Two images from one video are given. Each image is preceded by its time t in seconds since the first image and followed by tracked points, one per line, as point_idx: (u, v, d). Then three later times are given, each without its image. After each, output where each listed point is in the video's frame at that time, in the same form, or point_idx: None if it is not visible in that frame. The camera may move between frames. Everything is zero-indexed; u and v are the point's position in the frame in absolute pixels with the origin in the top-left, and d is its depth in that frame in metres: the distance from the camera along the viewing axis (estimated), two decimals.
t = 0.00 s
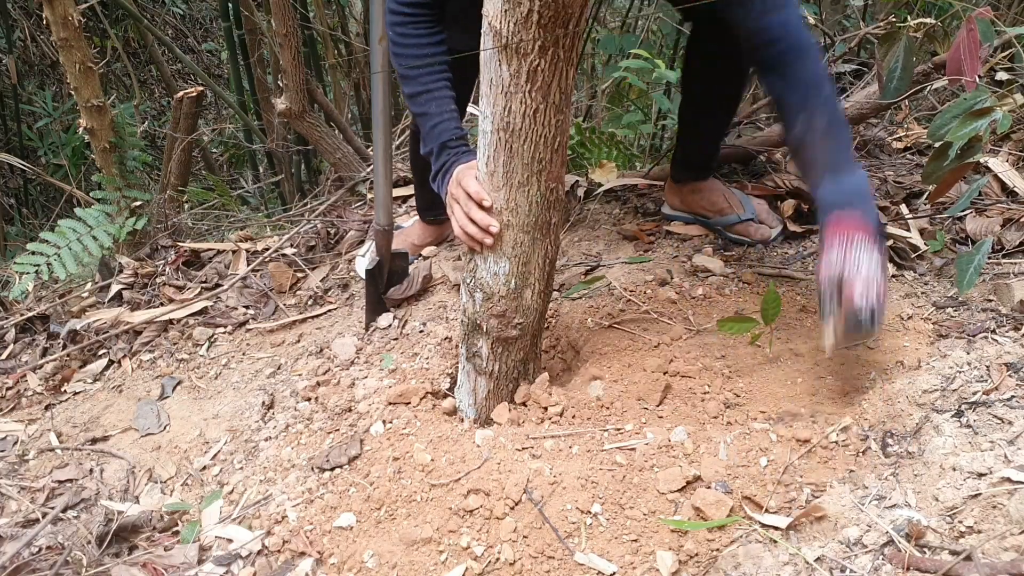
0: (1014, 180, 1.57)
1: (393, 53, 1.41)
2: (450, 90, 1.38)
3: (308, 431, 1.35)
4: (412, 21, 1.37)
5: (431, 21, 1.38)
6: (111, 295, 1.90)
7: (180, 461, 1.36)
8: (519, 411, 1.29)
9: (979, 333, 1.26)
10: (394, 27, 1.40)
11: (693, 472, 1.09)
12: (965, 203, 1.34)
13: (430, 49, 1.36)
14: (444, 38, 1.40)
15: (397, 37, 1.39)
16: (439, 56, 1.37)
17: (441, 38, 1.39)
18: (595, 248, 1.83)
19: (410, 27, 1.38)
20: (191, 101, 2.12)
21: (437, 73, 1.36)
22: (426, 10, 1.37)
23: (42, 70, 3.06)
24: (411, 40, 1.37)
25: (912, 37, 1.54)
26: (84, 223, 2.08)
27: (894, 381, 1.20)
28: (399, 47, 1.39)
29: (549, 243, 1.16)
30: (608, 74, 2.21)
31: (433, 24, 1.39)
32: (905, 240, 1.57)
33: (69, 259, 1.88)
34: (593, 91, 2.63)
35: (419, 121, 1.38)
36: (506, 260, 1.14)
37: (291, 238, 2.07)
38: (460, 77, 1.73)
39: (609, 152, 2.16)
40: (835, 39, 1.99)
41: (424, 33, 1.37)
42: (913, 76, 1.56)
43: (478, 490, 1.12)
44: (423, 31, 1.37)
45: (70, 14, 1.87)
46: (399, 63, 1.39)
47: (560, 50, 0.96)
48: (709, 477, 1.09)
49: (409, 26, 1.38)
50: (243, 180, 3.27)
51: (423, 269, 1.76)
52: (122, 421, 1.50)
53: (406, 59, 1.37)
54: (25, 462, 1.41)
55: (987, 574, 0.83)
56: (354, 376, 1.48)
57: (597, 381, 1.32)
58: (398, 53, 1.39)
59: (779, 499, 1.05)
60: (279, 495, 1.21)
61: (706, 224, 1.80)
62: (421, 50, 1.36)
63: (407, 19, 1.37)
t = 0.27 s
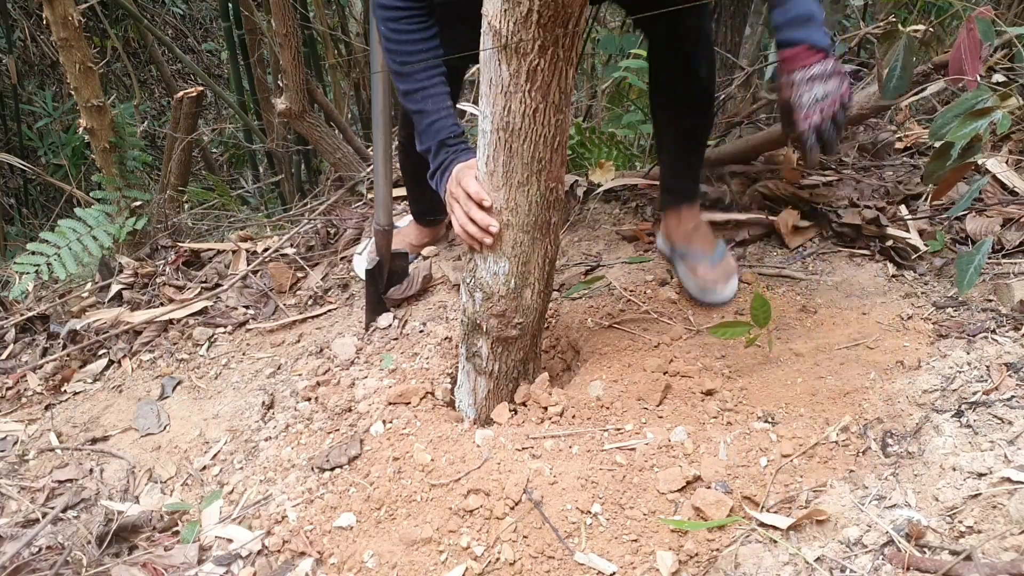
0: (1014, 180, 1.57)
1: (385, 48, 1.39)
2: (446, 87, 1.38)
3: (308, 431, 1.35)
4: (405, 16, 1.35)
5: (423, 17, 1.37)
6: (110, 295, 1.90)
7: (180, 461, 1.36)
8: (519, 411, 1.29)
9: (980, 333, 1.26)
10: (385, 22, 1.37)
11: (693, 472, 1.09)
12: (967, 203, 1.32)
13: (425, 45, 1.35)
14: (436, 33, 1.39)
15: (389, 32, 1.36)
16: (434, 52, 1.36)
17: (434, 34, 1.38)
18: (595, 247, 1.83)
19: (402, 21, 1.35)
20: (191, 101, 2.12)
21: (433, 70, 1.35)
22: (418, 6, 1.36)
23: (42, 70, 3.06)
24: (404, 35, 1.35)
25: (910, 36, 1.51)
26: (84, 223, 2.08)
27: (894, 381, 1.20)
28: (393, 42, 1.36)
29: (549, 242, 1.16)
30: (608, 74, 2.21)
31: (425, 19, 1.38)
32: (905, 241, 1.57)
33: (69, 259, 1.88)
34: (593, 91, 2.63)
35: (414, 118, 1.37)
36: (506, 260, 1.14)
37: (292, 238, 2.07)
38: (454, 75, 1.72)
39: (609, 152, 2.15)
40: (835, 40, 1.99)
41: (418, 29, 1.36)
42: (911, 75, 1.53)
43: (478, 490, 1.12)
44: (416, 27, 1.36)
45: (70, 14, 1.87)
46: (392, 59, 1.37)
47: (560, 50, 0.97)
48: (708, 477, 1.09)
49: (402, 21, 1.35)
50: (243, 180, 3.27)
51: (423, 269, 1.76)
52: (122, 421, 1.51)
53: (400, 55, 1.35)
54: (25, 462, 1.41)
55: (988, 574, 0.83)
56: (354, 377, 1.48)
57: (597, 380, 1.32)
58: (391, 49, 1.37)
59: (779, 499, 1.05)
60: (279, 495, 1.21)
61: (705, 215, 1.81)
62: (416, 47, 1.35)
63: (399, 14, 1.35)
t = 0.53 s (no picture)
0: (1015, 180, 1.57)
1: (390, 46, 1.39)
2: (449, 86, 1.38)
3: (308, 431, 1.35)
4: (411, 14, 1.35)
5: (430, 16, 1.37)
6: (110, 295, 1.90)
7: (180, 461, 1.36)
8: (519, 411, 1.29)
9: (980, 333, 1.26)
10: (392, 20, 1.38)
11: (693, 472, 1.09)
12: (965, 203, 1.33)
13: (430, 43, 1.35)
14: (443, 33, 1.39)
15: (395, 30, 1.37)
16: (438, 51, 1.36)
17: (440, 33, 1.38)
18: (595, 247, 1.83)
19: (407, 19, 1.36)
20: (191, 101, 2.12)
21: (437, 68, 1.35)
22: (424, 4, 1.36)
23: (42, 70, 3.06)
24: (409, 33, 1.35)
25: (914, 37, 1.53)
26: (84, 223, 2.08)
27: (894, 381, 1.20)
28: (397, 39, 1.37)
29: (549, 242, 1.16)
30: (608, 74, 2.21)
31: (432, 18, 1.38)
32: (906, 241, 1.57)
33: (69, 259, 1.88)
34: (593, 91, 2.62)
35: (417, 116, 1.38)
36: (506, 260, 1.14)
37: (291, 238, 2.07)
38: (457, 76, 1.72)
39: (609, 152, 2.15)
40: (835, 40, 1.99)
41: (423, 28, 1.36)
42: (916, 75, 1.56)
43: (478, 490, 1.12)
44: (421, 25, 1.36)
45: (70, 14, 1.87)
46: (397, 56, 1.38)
47: (560, 50, 0.97)
48: (709, 477, 1.09)
49: (408, 19, 1.36)
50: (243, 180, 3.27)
51: (423, 269, 1.76)
52: (122, 421, 1.50)
53: (404, 53, 1.36)
54: (25, 462, 1.41)
55: (988, 574, 0.83)
56: (354, 377, 1.48)
57: (597, 381, 1.32)
58: (396, 47, 1.37)
59: (779, 500, 1.05)
60: (279, 495, 1.21)
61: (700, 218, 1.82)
62: (420, 44, 1.35)
63: (405, 13, 1.35)
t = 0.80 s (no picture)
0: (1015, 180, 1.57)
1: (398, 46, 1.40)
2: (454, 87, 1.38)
3: (308, 431, 1.35)
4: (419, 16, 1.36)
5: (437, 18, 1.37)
6: (110, 295, 1.90)
7: (181, 461, 1.36)
8: (519, 410, 1.29)
9: (979, 333, 1.26)
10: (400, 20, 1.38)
11: (693, 472, 1.09)
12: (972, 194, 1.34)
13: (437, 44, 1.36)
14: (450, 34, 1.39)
15: (402, 30, 1.37)
16: (445, 52, 1.37)
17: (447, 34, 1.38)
18: (596, 247, 1.83)
19: (415, 20, 1.36)
20: (191, 101, 2.12)
21: (442, 69, 1.35)
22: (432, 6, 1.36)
23: (42, 70, 3.06)
24: (417, 34, 1.36)
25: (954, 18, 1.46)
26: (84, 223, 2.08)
27: (894, 381, 1.20)
28: (405, 40, 1.37)
29: (549, 242, 1.16)
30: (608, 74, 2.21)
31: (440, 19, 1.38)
32: (906, 241, 1.57)
33: (69, 259, 1.88)
34: (593, 91, 2.62)
35: (421, 116, 1.38)
36: (506, 260, 1.14)
37: (291, 238, 2.07)
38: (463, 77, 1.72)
39: (609, 152, 2.15)
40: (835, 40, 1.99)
41: (430, 29, 1.36)
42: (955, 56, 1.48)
43: (478, 490, 1.12)
44: (429, 26, 1.36)
45: (70, 14, 1.87)
46: (404, 56, 1.38)
47: (560, 50, 0.97)
48: (708, 477, 1.09)
49: (415, 20, 1.36)
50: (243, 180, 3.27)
51: (423, 269, 1.76)
52: (122, 421, 1.51)
53: (411, 53, 1.36)
54: (25, 462, 1.41)
55: (988, 575, 0.83)
56: (354, 376, 1.48)
57: (597, 381, 1.32)
58: (404, 46, 1.38)
59: (779, 500, 1.05)
60: (279, 495, 1.21)
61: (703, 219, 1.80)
62: (426, 46, 1.36)
63: (413, 13, 1.36)
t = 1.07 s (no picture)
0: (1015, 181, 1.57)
1: (406, 45, 1.40)
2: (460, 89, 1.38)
3: (308, 431, 1.35)
4: (429, 18, 1.35)
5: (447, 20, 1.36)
6: (110, 295, 1.90)
7: (181, 461, 1.36)
8: (519, 410, 1.29)
9: (979, 333, 1.26)
10: (410, 20, 1.38)
11: (694, 472, 1.10)
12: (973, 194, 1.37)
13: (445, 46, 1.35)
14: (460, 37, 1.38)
15: (412, 31, 1.37)
16: (453, 54, 1.36)
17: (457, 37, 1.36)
18: (596, 247, 1.82)
19: (425, 22, 1.35)
20: (191, 101, 2.12)
21: (449, 71, 1.35)
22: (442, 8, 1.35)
23: (42, 70, 3.06)
24: (426, 36, 1.35)
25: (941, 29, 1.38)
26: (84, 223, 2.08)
27: (894, 381, 1.20)
28: (414, 40, 1.37)
29: (549, 242, 1.16)
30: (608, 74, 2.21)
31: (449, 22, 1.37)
32: (907, 242, 1.57)
33: (69, 259, 1.88)
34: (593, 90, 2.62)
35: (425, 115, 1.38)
36: (506, 260, 1.14)
37: (291, 238, 2.07)
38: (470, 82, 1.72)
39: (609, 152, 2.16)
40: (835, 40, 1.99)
41: (439, 32, 1.35)
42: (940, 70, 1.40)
43: (478, 490, 1.12)
44: (438, 29, 1.35)
45: (70, 14, 1.87)
46: (412, 56, 1.38)
47: (560, 51, 0.97)
48: (709, 477, 1.09)
49: (425, 22, 1.35)
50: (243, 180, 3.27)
51: (423, 269, 1.76)
52: (122, 421, 1.50)
53: (419, 54, 1.36)
54: (25, 462, 1.41)
55: (988, 575, 0.83)
56: (354, 376, 1.48)
57: (597, 381, 1.32)
58: (413, 47, 1.37)
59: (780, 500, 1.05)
60: (279, 495, 1.21)
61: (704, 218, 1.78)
62: (435, 48, 1.35)
63: (423, 15, 1.35)
